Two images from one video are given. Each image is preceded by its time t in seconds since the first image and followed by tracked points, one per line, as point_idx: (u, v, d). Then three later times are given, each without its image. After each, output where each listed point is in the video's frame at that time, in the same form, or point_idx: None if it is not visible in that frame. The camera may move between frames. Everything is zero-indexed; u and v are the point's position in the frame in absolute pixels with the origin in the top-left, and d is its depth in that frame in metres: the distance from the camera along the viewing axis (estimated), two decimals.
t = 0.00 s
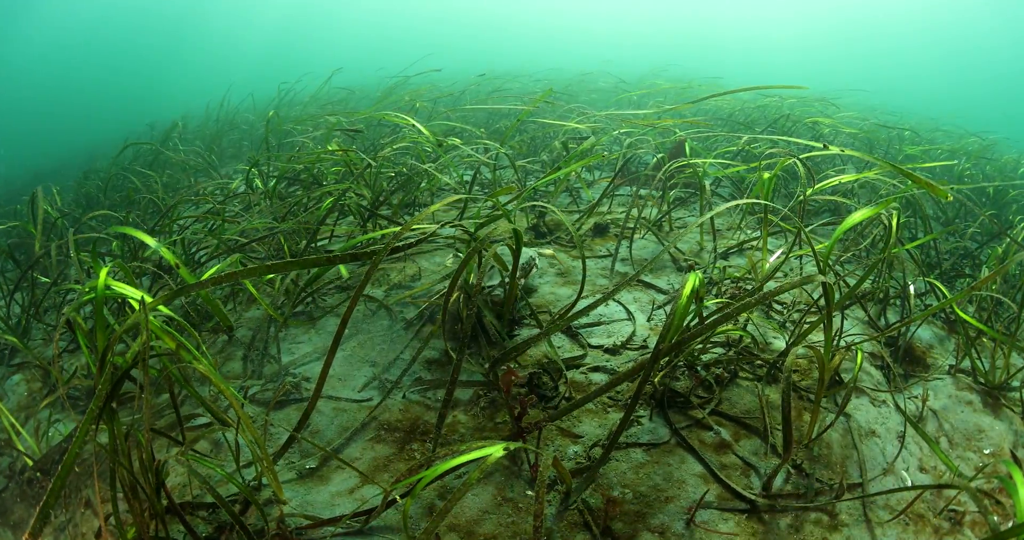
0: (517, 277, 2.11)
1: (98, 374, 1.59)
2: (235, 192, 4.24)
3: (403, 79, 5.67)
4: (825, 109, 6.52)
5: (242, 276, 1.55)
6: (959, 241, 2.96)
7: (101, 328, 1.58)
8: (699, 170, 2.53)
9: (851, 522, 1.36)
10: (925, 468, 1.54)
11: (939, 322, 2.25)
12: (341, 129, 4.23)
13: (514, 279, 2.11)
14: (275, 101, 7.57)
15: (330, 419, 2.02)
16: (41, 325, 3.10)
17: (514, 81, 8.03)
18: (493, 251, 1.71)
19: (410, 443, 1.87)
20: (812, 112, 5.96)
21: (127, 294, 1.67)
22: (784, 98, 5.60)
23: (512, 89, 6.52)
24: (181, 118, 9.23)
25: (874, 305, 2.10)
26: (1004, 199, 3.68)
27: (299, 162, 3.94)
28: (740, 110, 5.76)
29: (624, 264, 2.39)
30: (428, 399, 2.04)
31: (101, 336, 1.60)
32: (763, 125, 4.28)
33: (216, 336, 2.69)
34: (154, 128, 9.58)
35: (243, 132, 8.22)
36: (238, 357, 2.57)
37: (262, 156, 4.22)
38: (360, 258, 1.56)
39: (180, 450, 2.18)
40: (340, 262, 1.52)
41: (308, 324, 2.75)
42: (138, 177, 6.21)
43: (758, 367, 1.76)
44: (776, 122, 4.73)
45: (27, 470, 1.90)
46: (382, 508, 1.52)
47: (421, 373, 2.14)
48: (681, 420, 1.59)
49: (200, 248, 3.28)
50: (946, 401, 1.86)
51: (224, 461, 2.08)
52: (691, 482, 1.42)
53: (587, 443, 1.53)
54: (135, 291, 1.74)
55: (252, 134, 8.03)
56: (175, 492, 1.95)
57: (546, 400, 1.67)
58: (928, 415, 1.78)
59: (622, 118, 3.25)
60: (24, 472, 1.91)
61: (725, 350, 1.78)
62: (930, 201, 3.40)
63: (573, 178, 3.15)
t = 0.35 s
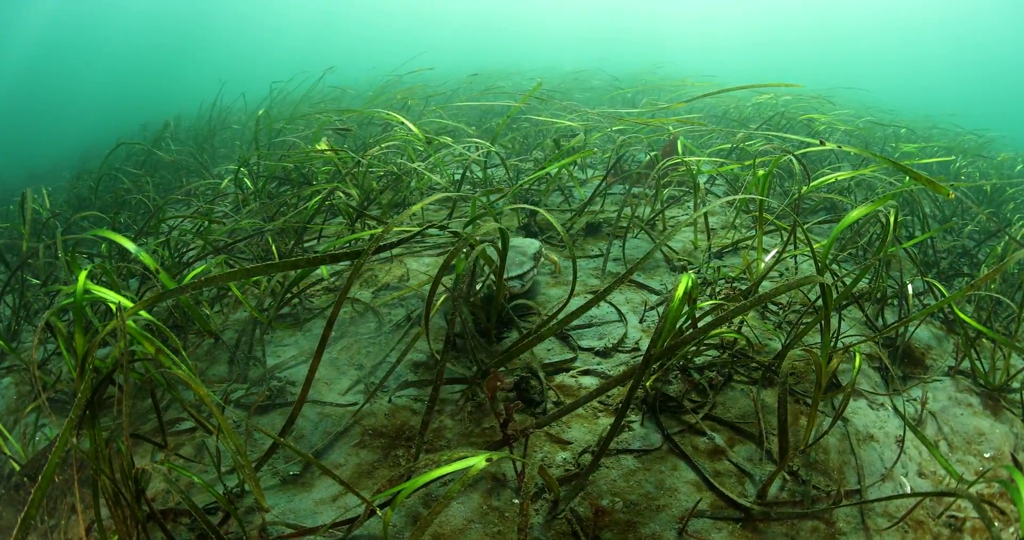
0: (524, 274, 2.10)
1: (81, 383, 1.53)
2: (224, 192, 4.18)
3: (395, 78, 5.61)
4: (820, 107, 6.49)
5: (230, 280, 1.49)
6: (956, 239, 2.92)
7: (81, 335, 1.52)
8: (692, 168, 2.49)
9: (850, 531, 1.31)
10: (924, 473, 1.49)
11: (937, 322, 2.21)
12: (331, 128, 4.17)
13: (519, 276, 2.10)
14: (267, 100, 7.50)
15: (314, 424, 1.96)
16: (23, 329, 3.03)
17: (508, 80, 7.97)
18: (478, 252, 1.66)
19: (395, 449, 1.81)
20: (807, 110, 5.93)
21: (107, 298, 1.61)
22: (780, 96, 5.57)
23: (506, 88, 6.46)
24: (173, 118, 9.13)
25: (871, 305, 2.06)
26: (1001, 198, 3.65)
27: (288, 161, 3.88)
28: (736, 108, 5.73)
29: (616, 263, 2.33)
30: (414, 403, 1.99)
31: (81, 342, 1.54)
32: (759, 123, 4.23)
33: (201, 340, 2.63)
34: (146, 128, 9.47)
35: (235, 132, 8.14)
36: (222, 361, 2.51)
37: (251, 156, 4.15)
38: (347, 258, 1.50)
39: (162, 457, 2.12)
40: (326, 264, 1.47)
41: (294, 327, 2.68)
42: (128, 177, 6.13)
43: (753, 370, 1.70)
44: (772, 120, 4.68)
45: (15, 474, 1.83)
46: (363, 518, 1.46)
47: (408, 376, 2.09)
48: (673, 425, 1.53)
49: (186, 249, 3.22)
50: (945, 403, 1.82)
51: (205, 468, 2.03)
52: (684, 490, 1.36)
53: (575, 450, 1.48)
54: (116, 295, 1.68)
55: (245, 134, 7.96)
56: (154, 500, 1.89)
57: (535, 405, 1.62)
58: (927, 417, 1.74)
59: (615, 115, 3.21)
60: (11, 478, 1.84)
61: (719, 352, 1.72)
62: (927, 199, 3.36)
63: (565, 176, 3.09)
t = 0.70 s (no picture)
0: (530, 262, 2.08)
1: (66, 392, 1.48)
2: (214, 192, 4.12)
3: (388, 75, 5.54)
4: (817, 103, 6.44)
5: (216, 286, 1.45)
6: (954, 237, 2.88)
7: (64, 343, 1.47)
8: (687, 165, 2.44)
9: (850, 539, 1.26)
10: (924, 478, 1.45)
11: (936, 321, 2.17)
12: (322, 126, 4.11)
13: (526, 264, 2.08)
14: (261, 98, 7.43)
15: (300, 429, 1.91)
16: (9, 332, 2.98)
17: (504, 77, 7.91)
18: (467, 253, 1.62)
19: (382, 455, 1.76)
20: (804, 107, 5.88)
21: (93, 303, 1.55)
22: (776, 93, 5.52)
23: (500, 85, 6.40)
24: (166, 116, 9.04)
25: (870, 304, 2.01)
26: (998, 196, 3.62)
27: (278, 160, 3.82)
28: (731, 105, 5.68)
29: (610, 263, 2.28)
30: (403, 407, 1.94)
31: (64, 350, 1.48)
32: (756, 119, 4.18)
33: (187, 342, 2.58)
34: (139, 127, 9.38)
35: (228, 131, 8.07)
36: (209, 364, 2.46)
37: (242, 154, 4.08)
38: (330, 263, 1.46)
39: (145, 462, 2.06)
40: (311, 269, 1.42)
41: (282, 328, 2.63)
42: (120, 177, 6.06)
43: (749, 372, 1.65)
44: (768, 117, 4.64)
45: None
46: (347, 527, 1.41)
47: (397, 379, 2.04)
48: (667, 430, 1.48)
49: (174, 250, 3.16)
50: (946, 405, 1.78)
51: (189, 473, 1.98)
52: (677, 497, 1.31)
53: (566, 456, 1.43)
54: (101, 299, 1.60)
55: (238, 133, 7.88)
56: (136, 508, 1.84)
57: (525, 409, 1.57)
58: (928, 420, 1.69)
59: (609, 112, 3.15)
60: None
61: (714, 354, 1.67)
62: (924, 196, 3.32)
63: (559, 174, 3.04)
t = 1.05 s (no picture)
0: (526, 261, 2.02)
1: (46, 402, 1.43)
2: (203, 192, 4.06)
3: (380, 73, 5.48)
4: (813, 100, 6.40)
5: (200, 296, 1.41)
6: (951, 234, 2.84)
7: (44, 349, 1.41)
8: (680, 163, 2.39)
9: None
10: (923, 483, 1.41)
11: (934, 321, 2.12)
12: (311, 125, 4.05)
13: (522, 263, 2.01)
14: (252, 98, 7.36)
15: (283, 434, 1.85)
16: None
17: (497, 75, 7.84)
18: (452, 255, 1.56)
19: (367, 461, 1.71)
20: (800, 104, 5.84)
21: (75, 310, 1.49)
22: (771, 89, 5.48)
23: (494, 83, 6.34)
24: (158, 116, 8.96)
25: (867, 303, 1.97)
26: (995, 194, 3.59)
27: (267, 159, 3.76)
28: (727, 102, 5.64)
29: (601, 262, 2.23)
30: (389, 412, 1.89)
31: (43, 357, 1.43)
32: (752, 116, 4.13)
33: (174, 345, 2.52)
34: (132, 126, 9.29)
35: (221, 130, 7.99)
36: (194, 368, 2.40)
37: (231, 153, 4.02)
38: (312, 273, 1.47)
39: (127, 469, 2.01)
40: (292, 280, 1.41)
41: (269, 330, 2.57)
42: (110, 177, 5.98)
43: (744, 375, 1.60)
44: (764, 114, 4.59)
45: None
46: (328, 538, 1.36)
47: (384, 383, 1.99)
48: (659, 435, 1.43)
49: (160, 251, 3.10)
50: (945, 407, 1.73)
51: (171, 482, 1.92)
52: (669, 506, 1.26)
53: (554, 463, 1.38)
54: (83, 306, 1.53)
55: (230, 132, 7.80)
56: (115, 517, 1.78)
57: (512, 415, 1.51)
58: (927, 423, 1.65)
59: (601, 109, 3.10)
60: None
61: (708, 356, 1.62)
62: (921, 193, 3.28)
63: (551, 172, 2.98)
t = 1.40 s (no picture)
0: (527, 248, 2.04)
1: (27, 408, 1.36)
2: (192, 193, 4.00)
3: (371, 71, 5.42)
4: (809, 98, 6.36)
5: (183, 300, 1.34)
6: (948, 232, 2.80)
7: (26, 353, 1.35)
8: (672, 160, 2.34)
9: None
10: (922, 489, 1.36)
11: (932, 321, 2.09)
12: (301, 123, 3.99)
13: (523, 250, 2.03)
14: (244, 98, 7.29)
15: (267, 440, 1.80)
16: None
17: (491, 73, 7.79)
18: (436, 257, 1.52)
19: (352, 467, 1.66)
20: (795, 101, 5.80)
21: (56, 313, 1.45)
22: (766, 87, 5.45)
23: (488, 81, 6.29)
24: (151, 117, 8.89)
25: (863, 304, 1.93)
26: (992, 190, 3.56)
27: (256, 159, 3.71)
28: (722, 99, 5.60)
29: (592, 262, 2.19)
30: (375, 416, 1.84)
31: (23, 363, 1.37)
32: (747, 114, 4.10)
33: (160, 348, 2.47)
34: (124, 126, 9.21)
35: (213, 131, 7.91)
36: (179, 372, 2.35)
37: (220, 152, 3.97)
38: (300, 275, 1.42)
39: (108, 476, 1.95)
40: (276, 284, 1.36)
41: (256, 332, 2.52)
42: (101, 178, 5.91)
43: (737, 377, 1.56)
44: (759, 111, 4.56)
45: None
46: None
47: (370, 387, 1.94)
48: (649, 441, 1.38)
49: (146, 253, 3.05)
50: (943, 409, 1.69)
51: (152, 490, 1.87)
52: (659, 514, 1.22)
53: (541, 469, 1.34)
54: (62, 311, 1.50)
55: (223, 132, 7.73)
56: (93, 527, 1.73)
57: (499, 421, 1.47)
58: (925, 426, 1.61)
59: (593, 107, 3.06)
60: None
61: (700, 358, 1.58)
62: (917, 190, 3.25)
63: (543, 170, 2.94)
